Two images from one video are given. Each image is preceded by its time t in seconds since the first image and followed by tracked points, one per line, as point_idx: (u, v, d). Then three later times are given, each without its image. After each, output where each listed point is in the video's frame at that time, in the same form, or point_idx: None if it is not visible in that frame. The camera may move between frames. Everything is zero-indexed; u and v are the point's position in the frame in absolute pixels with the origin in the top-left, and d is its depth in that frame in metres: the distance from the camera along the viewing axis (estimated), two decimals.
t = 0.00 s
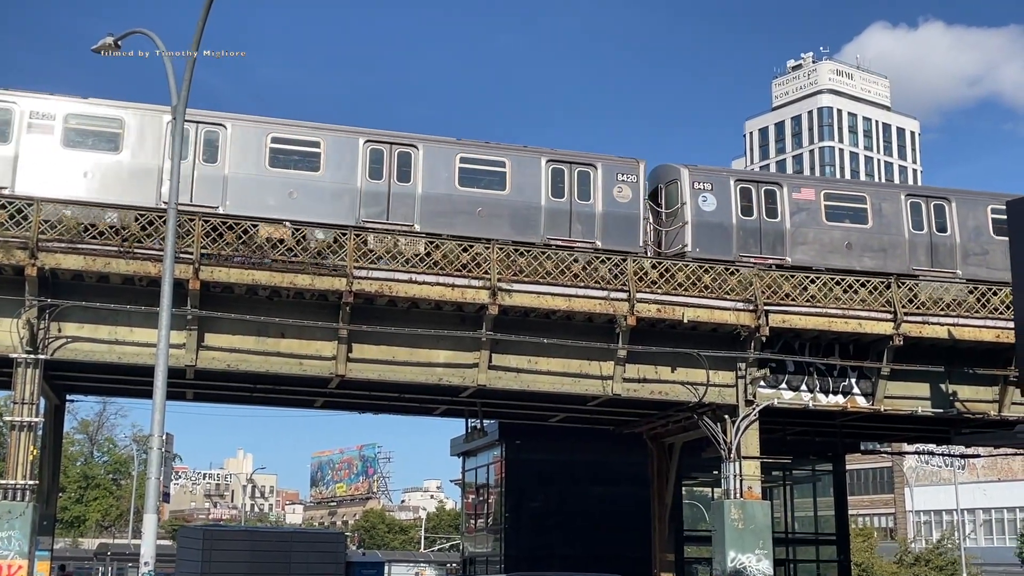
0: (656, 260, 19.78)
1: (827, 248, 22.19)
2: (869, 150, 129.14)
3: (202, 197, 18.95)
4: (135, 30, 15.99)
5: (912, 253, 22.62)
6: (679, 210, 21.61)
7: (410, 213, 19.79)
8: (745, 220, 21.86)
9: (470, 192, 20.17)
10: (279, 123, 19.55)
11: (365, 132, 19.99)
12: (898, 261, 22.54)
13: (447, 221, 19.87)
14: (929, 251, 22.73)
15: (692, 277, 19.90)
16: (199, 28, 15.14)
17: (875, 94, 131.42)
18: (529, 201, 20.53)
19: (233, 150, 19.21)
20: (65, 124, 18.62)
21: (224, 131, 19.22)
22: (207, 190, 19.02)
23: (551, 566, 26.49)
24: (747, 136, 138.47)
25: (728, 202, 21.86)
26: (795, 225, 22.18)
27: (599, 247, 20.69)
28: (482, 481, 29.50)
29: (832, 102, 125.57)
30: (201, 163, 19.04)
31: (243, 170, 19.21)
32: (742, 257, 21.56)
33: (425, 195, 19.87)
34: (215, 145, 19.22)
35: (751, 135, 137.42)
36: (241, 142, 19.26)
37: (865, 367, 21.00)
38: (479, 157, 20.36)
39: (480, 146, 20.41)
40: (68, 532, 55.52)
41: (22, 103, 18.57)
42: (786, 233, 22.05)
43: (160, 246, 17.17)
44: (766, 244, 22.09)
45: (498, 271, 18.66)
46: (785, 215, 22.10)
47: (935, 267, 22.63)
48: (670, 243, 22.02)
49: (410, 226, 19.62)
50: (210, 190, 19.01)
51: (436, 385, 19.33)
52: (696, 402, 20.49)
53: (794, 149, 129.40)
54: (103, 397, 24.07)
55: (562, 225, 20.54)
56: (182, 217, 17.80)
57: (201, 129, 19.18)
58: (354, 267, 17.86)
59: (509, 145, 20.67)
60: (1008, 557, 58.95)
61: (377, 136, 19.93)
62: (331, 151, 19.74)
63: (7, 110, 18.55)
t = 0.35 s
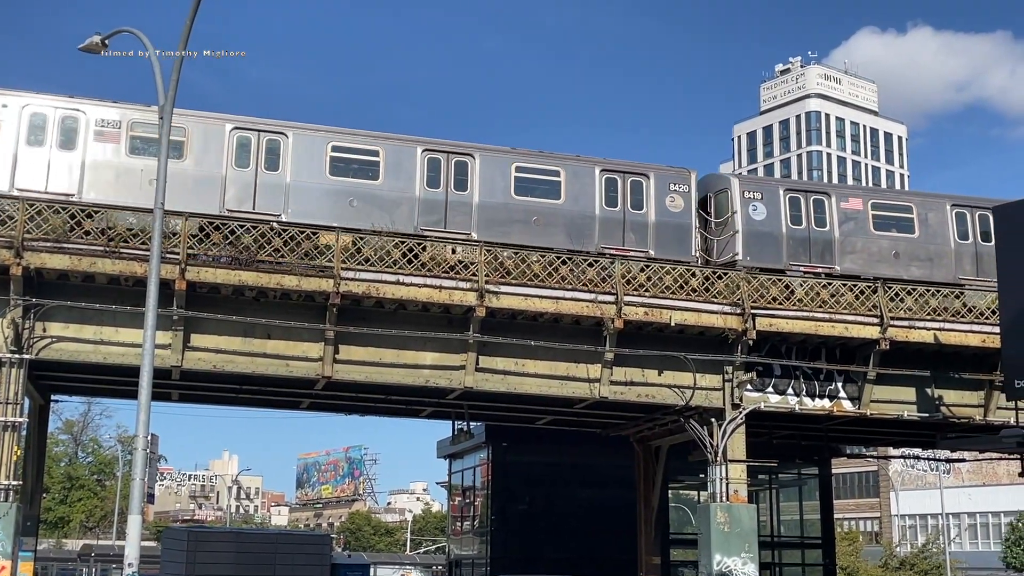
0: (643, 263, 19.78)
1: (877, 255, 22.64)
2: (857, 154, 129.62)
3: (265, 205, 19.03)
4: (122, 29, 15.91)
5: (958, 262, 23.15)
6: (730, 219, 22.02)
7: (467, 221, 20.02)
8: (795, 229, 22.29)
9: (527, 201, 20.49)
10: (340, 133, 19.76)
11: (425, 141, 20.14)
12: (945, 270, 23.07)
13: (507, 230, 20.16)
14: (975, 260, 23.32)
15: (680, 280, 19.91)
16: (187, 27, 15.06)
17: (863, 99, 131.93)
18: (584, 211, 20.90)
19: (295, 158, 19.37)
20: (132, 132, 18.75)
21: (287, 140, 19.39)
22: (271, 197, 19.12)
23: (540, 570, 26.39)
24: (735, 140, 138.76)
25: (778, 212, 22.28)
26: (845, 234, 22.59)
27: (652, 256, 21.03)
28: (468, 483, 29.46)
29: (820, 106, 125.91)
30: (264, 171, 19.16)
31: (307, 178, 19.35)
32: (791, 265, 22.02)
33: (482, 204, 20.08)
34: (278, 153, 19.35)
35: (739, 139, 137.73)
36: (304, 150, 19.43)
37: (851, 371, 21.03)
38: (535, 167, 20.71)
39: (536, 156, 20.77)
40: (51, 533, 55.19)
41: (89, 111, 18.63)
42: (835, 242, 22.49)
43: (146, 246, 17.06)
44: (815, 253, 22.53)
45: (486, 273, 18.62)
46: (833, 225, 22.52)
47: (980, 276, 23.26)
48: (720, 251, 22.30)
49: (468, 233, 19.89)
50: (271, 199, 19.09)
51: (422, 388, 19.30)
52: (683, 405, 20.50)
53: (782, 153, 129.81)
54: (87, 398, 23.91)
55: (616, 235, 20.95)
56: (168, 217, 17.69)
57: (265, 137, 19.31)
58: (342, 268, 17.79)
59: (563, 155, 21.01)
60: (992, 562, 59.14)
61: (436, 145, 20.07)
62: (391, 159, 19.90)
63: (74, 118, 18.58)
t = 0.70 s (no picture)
0: (627, 266, 19.81)
1: (917, 264, 23.22)
2: (841, 159, 130.35)
3: (321, 213, 19.25)
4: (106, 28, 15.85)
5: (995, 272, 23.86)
6: (774, 229, 22.59)
7: (519, 229, 20.45)
8: (838, 238, 22.91)
9: (576, 210, 20.88)
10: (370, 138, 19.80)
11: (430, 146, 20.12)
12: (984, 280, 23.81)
13: (556, 239, 20.57)
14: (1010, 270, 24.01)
15: (664, 283, 19.97)
16: (171, 26, 15.01)
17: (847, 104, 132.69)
18: (630, 220, 21.29)
19: (350, 166, 19.61)
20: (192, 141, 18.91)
21: (343, 149, 19.61)
22: (326, 206, 19.34)
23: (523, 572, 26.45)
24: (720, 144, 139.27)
25: (822, 221, 22.91)
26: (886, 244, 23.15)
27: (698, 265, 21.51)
28: (451, 485, 29.46)
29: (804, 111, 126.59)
30: (319, 179, 19.39)
31: (363, 187, 19.65)
32: (835, 274, 22.68)
33: (533, 212, 20.50)
34: (333, 162, 19.62)
35: (722, 144, 138.24)
36: (359, 159, 19.69)
37: (833, 374, 21.12)
38: (583, 176, 21.09)
39: (583, 165, 21.09)
40: (30, 534, 54.84)
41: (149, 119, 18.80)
42: (877, 251, 23.05)
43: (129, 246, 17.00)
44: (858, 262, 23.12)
45: (469, 275, 18.63)
46: (875, 234, 23.11)
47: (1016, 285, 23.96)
48: (765, 259, 22.89)
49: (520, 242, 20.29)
50: (328, 208, 19.34)
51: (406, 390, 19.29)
52: (666, 408, 20.55)
53: (766, 157, 130.27)
54: (67, 398, 23.77)
55: (662, 243, 21.34)
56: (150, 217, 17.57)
57: (322, 146, 19.56)
58: (325, 270, 17.76)
59: (610, 164, 21.40)
60: (972, 565, 59.53)
61: (486, 155, 20.50)
62: (443, 167, 20.29)
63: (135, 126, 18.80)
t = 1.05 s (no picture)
0: (611, 269, 19.87)
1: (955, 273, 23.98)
2: (825, 162, 130.95)
3: (374, 221, 19.57)
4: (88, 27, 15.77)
5: None
6: (816, 238, 23.08)
7: (567, 238, 20.80)
8: (879, 248, 23.46)
9: (622, 219, 21.27)
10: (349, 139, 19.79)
11: (413, 148, 20.12)
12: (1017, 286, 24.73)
13: (603, 247, 20.96)
14: None
15: (647, 286, 20.05)
16: (155, 25, 14.94)
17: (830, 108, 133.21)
18: (677, 229, 21.69)
19: (402, 176, 19.94)
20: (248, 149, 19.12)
21: (394, 158, 19.94)
22: (377, 214, 19.67)
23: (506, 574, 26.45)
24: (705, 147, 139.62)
25: (862, 231, 23.48)
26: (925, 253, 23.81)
27: (743, 273, 21.98)
28: (435, 487, 29.43)
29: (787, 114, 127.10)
30: (372, 188, 19.72)
31: (415, 195, 19.98)
32: (875, 282, 23.21)
33: (580, 221, 20.86)
34: (385, 171, 19.92)
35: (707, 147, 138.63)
36: (411, 169, 20.02)
37: (816, 376, 21.22)
38: (630, 185, 21.45)
39: (630, 174, 21.44)
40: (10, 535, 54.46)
41: (206, 128, 19.00)
42: (917, 260, 23.64)
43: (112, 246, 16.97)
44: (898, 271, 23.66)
45: (454, 276, 18.63)
46: (915, 243, 23.71)
47: None
48: (806, 268, 23.40)
49: (567, 250, 20.65)
50: (379, 216, 19.66)
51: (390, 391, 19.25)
52: (650, 410, 20.60)
53: (750, 160, 130.61)
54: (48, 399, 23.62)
55: (708, 251, 21.78)
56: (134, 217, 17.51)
57: (374, 155, 19.90)
58: (309, 270, 17.73)
59: (655, 173, 21.80)
60: (953, 567, 59.86)
61: (535, 164, 20.80)
62: (493, 176, 20.62)
63: (192, 135, 18.99)
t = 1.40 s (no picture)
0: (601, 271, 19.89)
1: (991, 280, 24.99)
2: (814, 164, 131.33)
3: (431, 230, 20.11)
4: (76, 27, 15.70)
5: None
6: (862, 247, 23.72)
7: (617, 246, 21.43)
8: (921, 256, 24.17)
9: (671, 227, 21.93)
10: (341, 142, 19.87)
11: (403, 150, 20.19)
12: None
13: (654, 254, 21.61)
14: None
15: (636, 288, 20.06)
16: (143, 25, 14.88)
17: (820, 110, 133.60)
18: (724, 237, 22.44)
19: (456, 186, 20.47)
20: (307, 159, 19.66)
21: (449, 168, 20.48)
22: (433, 223, 20.17)
23: None
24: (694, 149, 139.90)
25: (905, 239, 24.10)
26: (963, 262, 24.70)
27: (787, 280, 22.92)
28: (424, 489, 29.39)
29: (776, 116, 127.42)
30: (428, 197, 20.22)
31: (470, 205, 20.53)
32: (918, 290, 23.91)
33: (630, 229, 21.52)
34: (440, 180, 20.46)
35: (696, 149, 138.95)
36: (466, 178, 20.55)
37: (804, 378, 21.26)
38: (678, 194, 22.10)
39: (678, 184, 22.12)
40: None
41: (265, 139, 19.52)
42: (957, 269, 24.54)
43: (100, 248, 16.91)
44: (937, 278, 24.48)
45: (442, 278, 18.64)
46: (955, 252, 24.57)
47: None
48: (851, 276, 23.99)
49: (618, 258, 21.30)
50: (436, 224, 20.18)
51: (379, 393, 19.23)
52: (638, 411, 20.62)
53: (739, 163, 130.94)
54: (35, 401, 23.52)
55: (754, 260, 22.61)
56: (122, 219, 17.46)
57: (429, 165, 20.39)
58: (298, 272, 17.70)
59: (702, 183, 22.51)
60: (941, 568, 60.10)
61: (586, 173, 21.40)
62: (544, 185, 21.20)
63: (251, 145, 19.50)
